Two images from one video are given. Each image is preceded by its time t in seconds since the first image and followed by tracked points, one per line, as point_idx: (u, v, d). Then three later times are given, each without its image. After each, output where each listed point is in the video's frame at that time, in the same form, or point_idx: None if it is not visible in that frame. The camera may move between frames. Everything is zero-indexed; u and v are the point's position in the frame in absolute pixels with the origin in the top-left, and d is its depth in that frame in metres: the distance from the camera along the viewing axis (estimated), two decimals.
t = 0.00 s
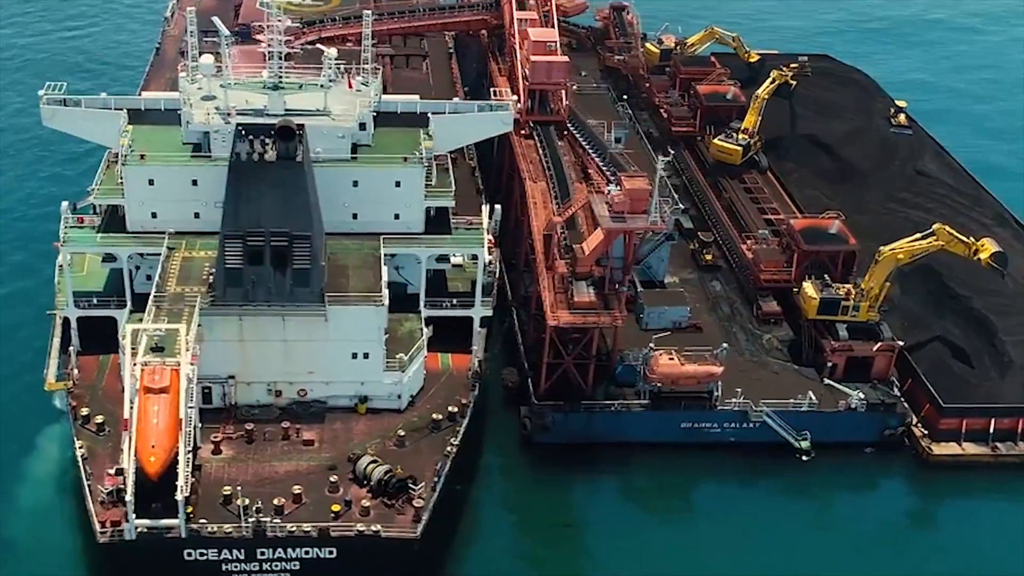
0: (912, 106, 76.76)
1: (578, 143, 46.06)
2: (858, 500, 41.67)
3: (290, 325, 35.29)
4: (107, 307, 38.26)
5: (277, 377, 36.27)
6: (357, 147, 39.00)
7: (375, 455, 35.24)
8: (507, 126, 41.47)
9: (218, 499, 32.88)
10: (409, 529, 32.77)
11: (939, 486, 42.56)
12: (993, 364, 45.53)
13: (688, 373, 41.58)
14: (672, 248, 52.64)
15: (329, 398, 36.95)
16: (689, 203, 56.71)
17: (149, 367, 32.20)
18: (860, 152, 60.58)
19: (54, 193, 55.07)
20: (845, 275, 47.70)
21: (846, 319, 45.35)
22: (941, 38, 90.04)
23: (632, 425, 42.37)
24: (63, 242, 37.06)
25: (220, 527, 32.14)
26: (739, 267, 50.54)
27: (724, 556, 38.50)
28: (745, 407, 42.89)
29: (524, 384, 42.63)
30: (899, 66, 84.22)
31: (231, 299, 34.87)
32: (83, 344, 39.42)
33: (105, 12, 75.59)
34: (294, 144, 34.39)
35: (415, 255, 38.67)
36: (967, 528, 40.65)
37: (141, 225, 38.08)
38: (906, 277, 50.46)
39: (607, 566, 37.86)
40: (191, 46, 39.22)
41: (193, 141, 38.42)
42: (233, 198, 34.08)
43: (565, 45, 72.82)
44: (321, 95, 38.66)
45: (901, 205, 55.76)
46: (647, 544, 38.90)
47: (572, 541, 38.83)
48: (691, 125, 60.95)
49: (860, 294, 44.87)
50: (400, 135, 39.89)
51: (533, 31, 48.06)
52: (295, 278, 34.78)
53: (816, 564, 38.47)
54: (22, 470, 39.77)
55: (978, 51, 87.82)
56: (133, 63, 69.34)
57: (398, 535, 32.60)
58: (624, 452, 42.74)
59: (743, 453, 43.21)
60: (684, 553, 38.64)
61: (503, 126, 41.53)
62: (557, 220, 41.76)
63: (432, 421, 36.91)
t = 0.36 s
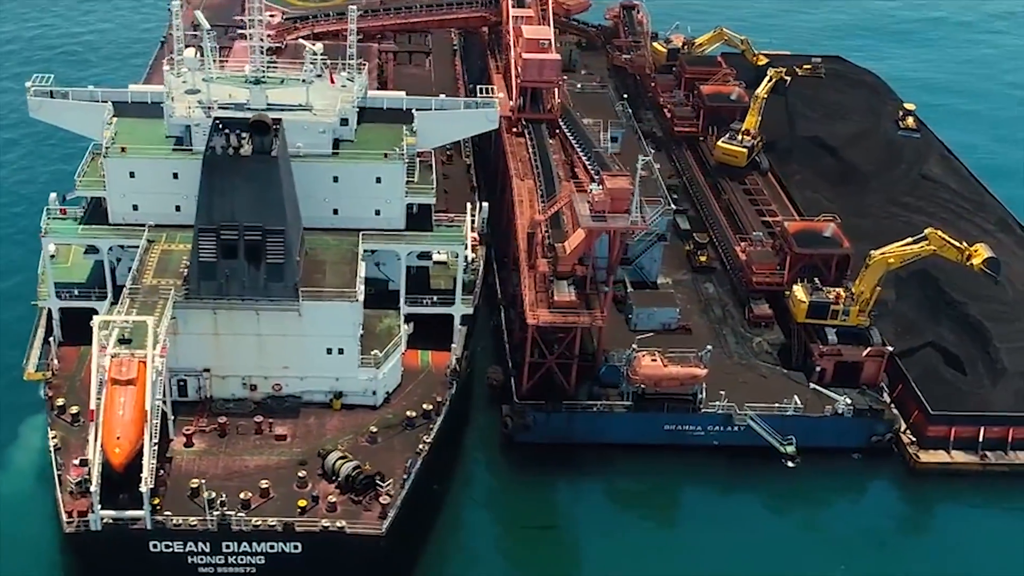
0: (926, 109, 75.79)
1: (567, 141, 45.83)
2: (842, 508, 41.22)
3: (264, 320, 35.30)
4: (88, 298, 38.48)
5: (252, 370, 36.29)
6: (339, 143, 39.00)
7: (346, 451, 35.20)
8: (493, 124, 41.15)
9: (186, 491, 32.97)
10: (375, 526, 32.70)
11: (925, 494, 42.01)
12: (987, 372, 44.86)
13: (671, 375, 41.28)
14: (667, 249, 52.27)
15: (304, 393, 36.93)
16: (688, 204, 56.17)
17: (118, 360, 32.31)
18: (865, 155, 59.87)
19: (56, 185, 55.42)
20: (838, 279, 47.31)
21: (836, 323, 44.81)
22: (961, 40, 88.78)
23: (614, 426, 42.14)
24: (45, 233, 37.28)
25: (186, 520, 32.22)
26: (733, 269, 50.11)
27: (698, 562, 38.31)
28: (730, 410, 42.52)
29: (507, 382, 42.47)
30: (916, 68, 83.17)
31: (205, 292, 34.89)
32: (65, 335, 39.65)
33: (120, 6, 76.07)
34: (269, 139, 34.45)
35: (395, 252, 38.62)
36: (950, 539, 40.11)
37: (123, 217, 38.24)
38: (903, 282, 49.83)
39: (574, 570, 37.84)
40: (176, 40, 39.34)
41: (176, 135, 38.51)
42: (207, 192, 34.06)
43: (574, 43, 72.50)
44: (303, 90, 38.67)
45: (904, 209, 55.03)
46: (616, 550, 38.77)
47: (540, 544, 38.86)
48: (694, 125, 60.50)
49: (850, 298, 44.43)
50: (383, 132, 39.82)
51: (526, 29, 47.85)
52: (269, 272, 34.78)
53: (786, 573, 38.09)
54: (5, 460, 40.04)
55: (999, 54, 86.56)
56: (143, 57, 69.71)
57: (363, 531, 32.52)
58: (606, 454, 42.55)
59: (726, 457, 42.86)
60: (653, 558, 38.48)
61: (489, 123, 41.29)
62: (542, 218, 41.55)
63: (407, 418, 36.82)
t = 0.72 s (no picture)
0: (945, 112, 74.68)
1: (560, 139, 45.61)
2: (828, 516, 40.74)
3: (242, 313, 35.39)
4: (74, 289, 38.73)
5: (230, 363, 36.36)
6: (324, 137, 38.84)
7: (321, 446, 35.14)
8: (482, 121, 40.89)
9: (157, 483, 33.07)
10: (343, 521, 32.63)
11: (914, 504, 41.39)
12: (983, 381, 44.16)
13: (656, 377, 40.96)
14: (666, 250, 51.86)
15: (283, 387, 36.95)
16: (690, 204, 55.62)
17: (91, 350, 32.50)
18: (874, 159, 59.10)
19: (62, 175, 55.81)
20: (835, 283, 46.92)
21: (828, 328, 44.45)
22: (986, 42, 87.33)
23: (599, 428, 41.89)
24: (31, 223, 37.53)
25: (155, 511, 32.31)
26: (730, 271, 49.66)
27: (677, 569, 38.05)
28: (717, 413, 42.12)
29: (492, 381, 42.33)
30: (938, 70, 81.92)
31: (183, 285, 34.96)
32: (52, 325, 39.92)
33: None
34: (247, 133, 34.50)
35: (378, 248, 38.52)
36: (937, 550, 39.49)
37: (109, 209, 38.44)
38: (903, 288, 49.11)
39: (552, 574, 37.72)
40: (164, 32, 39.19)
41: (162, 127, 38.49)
42: (185, 184, 34.04)
43: (587, 43, 72.10)
44: (290, 85, 38.58)
45: (910, 213, 54.21)
46: (597, 554, 38.65)
47: (520, 546, 38.79)
48: (699, 125, 60.05)
49: (843, 303, 43.82)
50: (370, 127, 39.69)
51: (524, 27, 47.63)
52: (246, 266, 34.80)
53: None
54: None
55: None
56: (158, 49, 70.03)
57: (331, 526, 32.41)
58: (590, 456, 42.36)
59: (713, 462, 42.49)
60: (632, 563, 38.31)
61: (479, 121, 41.03)
62: (529, 217, 41.34)
63: (384, 414, 36.73)
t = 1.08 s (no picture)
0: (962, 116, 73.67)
1: (553, 138, 45.44)
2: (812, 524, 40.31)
3: (219, 307, 35.49)
4: (60, 280, 38.74)
5: (209, 356, 36.45)
6: (311, 133, 38.93)
7: (295, 441, 35.19)
8: (471, 118, 40.85)
9: (129, 475, 33.10)
10: (311, 517, 32.65)
11: (901, 514, 40.86)
12: (978, 389, 43.48)
13: (641, 380, 40.65)
14: (664, 251, 51.49)
15: (261, 381, 37.00)
16: (693, 206, 54.92)
17: (65, 341, 32.54)
18: (881, 163, 58.40)
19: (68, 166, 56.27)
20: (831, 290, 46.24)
21: (819, 332, 43.87)
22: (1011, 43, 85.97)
23: (583, 430, 41.67)
24: (17, 213, 37.63)
25: (124, 502, 32.42)
26: (726, 274, 49.22)
27: None
28: (703, 417, 41.75)
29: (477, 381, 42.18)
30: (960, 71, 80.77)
31: (162, 278, 35.06)
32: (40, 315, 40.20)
33: None
34: (228, 127, 34.62)
35: (360, 244, 38.48)
36: (921, 563, 38.97)
37: (95, 201, 38.64)
38: (902, 294, 48.46)
39: None
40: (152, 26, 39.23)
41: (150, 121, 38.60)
42: (164, 178, 34.15)
43: (600, 42, 71.76)
44: (277, 79, 38.60)
45: (914, 218, 53.51)
46: (579, 558, 38.59)
47: (502, 549, 38.76)
48: (705, 127, 59.61)
49: (835, 308, 43.36)
50: (356, 124, 39.69)
51: (520, 24, 47.61)
52: (224, 260, 34.90)
53: None
54: None
55: None
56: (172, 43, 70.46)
57: (297, 521, 32.45)
58: (573, 457, 42.15)
59: (698, 467, 42.17)
60: (612, 570, 38.18)
61: (468, 118, 40.94)
62: (516, 216, 41.20)
63: (361, 411, 36.72)
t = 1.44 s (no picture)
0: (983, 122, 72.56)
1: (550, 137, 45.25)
2: (799, 532, 39.81)
3: (201, 301, 35.60)
4: (50, 272, 38.87)
5: (192, 350, 36.58)
6: (300, 129, 38.96)
7: (273, 437, 35.21)
8: (463, 118, 40.68)
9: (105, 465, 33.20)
10: (283, 512, 32.60)
11: (890, 525, 40.25)
12: (975, 400, 42.73)
13: (629, 383, 40.35)
14: (665, 254, 51.13)
15: (243, 375, 37.09)
16: (698, 209, 54.47)
17: (43, 331, 32.87)
18: (892, 168, 57.65)
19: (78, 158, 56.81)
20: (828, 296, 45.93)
21: (812, 339, 43.54)
22: None
23: (571, 432, 41.43)
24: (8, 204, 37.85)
25: (99, 493, 32.55)
26: (726, 277, 48.78)
27: None
28: (691, 421, 41.34)
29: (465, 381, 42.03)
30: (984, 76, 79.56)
31: (144, 271, 35.21)
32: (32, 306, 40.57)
33: None
34: (212, 122, 34.62)
35: (346, 241, 38.41)
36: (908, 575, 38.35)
37: (86, 193, 38.90)
38: (904, 302, 47.76)
39: None
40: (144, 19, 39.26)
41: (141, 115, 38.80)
42: (146, 171, 34.27)
43: (615, 43, 71.47)
44: (267, 75, 38.63)
45: (921, 225, 52.75)
46: (568, 561, 38.38)
47: (489, 549, 38.61)
48: (713, 129, 59.30)
49: (829, 314, 42.84)
50: (346, 120, 39.63)
51: (520, 23, 47.53)
52: (206, 254, 35.01)
53: None
54: None
55: None
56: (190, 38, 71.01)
57: (269, 516, 32.37)
58: (560, 459, 41.94)
59: (686, 472, 41.81)
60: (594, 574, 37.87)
61: (460, 117, 40.80)
62: (506, 215, 41.04)
63: (342, 408, 36.68)
